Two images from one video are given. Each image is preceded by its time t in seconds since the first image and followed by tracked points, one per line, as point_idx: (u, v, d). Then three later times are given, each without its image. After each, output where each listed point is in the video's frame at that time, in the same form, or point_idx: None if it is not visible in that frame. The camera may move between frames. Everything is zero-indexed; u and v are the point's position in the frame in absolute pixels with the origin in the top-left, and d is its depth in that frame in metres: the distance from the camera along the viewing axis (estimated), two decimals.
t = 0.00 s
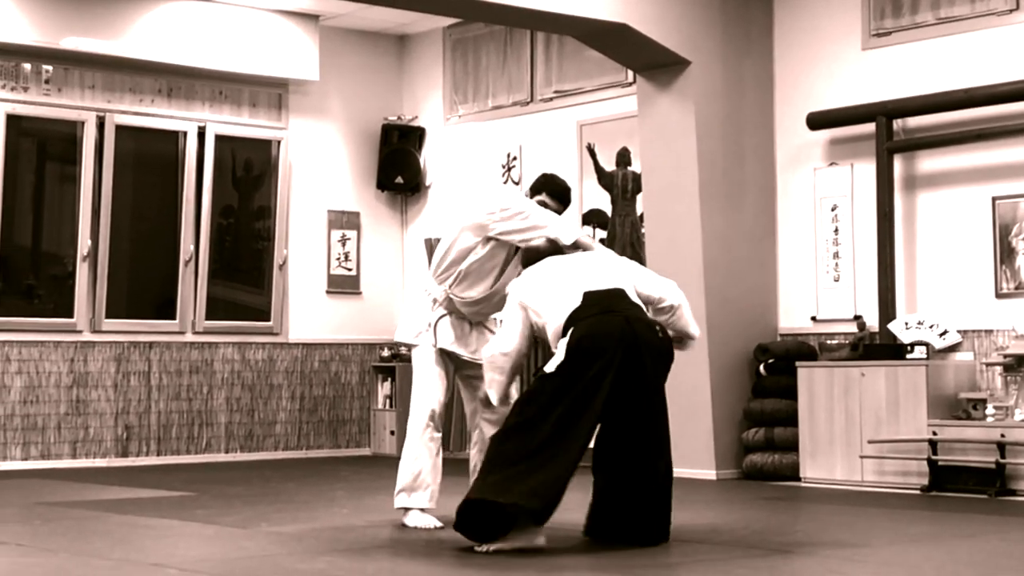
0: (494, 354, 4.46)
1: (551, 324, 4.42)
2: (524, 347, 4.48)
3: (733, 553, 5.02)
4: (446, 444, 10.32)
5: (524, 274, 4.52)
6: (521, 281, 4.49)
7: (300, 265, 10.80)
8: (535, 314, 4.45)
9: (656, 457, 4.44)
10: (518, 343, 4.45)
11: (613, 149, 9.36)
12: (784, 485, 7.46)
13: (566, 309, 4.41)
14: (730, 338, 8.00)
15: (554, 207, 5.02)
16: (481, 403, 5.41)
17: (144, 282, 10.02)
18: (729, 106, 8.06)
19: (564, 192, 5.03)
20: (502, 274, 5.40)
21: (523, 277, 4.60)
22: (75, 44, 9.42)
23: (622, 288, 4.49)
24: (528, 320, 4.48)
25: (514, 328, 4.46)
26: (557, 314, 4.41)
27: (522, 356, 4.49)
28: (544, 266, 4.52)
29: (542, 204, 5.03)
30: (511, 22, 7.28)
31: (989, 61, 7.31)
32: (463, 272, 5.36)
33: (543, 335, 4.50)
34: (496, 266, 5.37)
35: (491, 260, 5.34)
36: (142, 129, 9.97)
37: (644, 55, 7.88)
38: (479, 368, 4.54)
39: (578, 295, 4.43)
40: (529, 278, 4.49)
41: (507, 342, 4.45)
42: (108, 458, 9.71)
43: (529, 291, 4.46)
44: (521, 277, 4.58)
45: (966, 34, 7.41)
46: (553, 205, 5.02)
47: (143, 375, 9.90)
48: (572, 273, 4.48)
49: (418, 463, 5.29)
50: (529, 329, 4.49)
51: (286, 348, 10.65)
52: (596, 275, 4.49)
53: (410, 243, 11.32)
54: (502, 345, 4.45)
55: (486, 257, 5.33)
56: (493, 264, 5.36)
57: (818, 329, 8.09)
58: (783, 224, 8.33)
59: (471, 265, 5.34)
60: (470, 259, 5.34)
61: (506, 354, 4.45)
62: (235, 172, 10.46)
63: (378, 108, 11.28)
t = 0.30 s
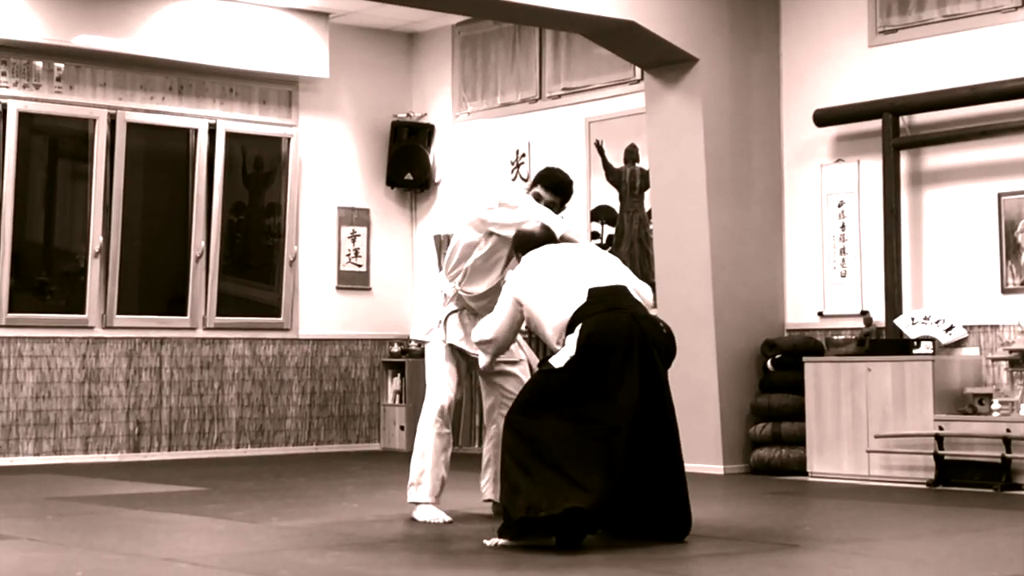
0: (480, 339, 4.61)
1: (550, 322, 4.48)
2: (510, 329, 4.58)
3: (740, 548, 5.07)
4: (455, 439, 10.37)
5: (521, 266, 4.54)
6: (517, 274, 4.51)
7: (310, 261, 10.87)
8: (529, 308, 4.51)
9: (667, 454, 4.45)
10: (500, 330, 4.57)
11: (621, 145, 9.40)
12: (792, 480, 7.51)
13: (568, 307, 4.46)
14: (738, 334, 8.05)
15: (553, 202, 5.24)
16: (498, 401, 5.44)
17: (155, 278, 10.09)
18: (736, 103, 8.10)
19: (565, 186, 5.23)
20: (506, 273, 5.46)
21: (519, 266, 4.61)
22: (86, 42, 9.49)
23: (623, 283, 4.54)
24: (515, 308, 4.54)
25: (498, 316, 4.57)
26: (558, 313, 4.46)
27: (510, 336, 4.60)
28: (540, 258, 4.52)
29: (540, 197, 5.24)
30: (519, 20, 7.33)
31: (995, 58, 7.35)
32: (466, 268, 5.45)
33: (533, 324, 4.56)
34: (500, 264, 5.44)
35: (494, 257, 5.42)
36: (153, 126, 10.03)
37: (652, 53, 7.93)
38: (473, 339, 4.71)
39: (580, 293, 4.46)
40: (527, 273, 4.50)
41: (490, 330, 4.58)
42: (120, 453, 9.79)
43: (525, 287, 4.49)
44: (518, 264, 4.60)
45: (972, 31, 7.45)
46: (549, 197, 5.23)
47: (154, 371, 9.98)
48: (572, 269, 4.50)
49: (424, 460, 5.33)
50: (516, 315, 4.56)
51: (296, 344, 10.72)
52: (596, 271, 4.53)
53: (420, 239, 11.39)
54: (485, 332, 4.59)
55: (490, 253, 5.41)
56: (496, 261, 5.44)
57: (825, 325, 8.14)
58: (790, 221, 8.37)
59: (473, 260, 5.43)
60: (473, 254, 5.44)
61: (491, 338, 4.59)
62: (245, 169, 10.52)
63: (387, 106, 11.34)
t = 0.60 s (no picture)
0: (488, 329, 4.74)
1: (558, 318, 4.55)
2: (518, 319, 4.71)
3: (748, 542, 5.13)
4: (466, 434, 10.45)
5: (526, 258, 4.62)
6: (524, 267, 4.60)
7: (320, 258, 10.94)
8: (536, 302, 4.59)
9: (674, 450, 4.51)
10: (507, 321, 4.69)
11: (630, 142, 9.45)
12: (799, 474, 7.56)
13: (576, 305, 4.52)
14: (746, 330, 8.10)
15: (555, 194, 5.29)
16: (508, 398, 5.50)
17: (167, 274, 10.17)
18: (744, 100, 8.15)
19: (563, 177, 5.28)
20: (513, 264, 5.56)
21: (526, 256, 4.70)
22: (98, 40, 9.55)
23: (632, 282, 4.60)
24: (521, 300, 4.66)
25: (504, 307, 4.70)
26: (566, 310, 4.53)
27: (517, 326, 4.73)
28: (544, 251, 4.60)
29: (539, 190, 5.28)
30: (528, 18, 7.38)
31: (1002, 55, 7.39)
32: (474, 267, 5.54)
33: (540, 318, 4.64)
34: (503, 260, 5.54)
35: (497, 254, 5.52)
36: (164, 123, 10.10)
37: (661, 50, 7.98)
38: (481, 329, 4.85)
39: (589, 291, 4.53)
40: (533, 266, 4.58)
41: (497, 322, 4.71)
42: (132, 448, 9.86)
43: (533, 281, 4.58)
44: (524, 255, 4.68)
45: (979, 28, 7.49)
46: (547, 189, 5.26)
47: (166, 367, 10.05)
48: (579, 265, 4.56)
49: (435, 457, 5.39)
50: (522, 306, 4.68)
51: (306, 339, 10.79)
52: (604, 268, 4.58)
53: (430, 235, 11.45)
54: (493, 322, 4.72)
55: (494, 250, 5.50)
56: (500, 258, 5.53)
57: (832, 320, 8.18)
58: (797, 217, 8.41)
59: (479, 258, 5.51)
60: (478, 253, 5.51)
61: (498, 327, 4.72)
62: (256, 166, 10.60)
63: (398, 103, 11.40)
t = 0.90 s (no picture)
0: (501, 325, 4.76)
1: (570, 313, 4.59)
2: (529, 314, 4.73)
3: (755, 535, 5.17)
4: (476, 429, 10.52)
5: (537, 252, 4.66)
6: (535, 262, 4.64)
7: (331, 253, 11.01)
8: (547, 297, 4.63)
9: (683, 446, 4.55)
10: (520, 315, 4.71)
11: (639, 138, 9.49)
12: (807, 468, 7.61)
13: (587, 299, 4.56)
14: (754, 325, 8.14)
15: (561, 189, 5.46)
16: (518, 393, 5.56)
17: (179, 269, 10.24)
18: (753, 97, 8.19)
19: (565, 169, 5.41)
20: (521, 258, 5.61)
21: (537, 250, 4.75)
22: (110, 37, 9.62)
23: (641, 276, 4.65)
24: (532, 295, 4.69)
25: (515, 302, 4.72)
26: (577, 304, 4.58)
27: (530, 321, 4.75)
28: (555, 246, 4.64)
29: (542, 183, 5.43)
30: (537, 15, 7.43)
31: (1010, 51, 7.42)
32: (482, 262, 5.57)
33: (552, 312, 4.68)
34: (511, 255, 5.58)
35: (505, 249, 5.56)
36: (177, 120, 10.18)
37: (670, 47, 8.03)
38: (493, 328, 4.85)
39: (599, 285, 4.57)
40: (544, 261, 4.61)
41: (508, 317, 4.73)
42: (145, 442, 9.94)
43: (543, 275, 4.61)
44: (533, 250, 4.72)
45: (986, 24, 7.53)
46: (551, 181, 5.42)
47: (178, 361, 10.12)
48: (590, 260, 4.60)
49: (444, 450, 5.44)
50: (533, 301, 4.71)
51: (318, 334, 10.87)
52: (614, 263, 4.63)
53: (440, 231, 11.52)
54: (506, 318, 4.74)
55: (501, 246, 5.55)
56: (508, 254, 5.57)
57: (840, 315, 8.23)
58: (806, 213, 8.45)
59: (487, 253, 5.55)
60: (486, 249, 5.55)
61: (511, 324, 4.74)
62: (268, 163, 10.67)
63: (408, 99, 11.46)
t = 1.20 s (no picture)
0: (511, 323, 4.76)
1: (580, 309, 4.63)
2: (540, 312, 4.74)
3: (764, 529, 5.23)
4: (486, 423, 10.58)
5: (547, 250, 4.70)
6: (545, 260, 4.67)
7: (342, 249, 11.07)
8: (558, 294, 4.66)
9: (693, 441, 4.61)
10: (530, 314, 4.72)
11: (648, 135, 9.54)
12: (815, 463, 7.65)
13: (597, 296, 4.61)
14: (763, 321, 8.19)
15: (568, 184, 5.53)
16: (524, 389, 5.61)
17: (190, 265, 10.31)
18: (761, 93, 8.23)
19: (573, 164, 5.47)
20: (529, 254, 5.66)
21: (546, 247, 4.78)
22: (123, 35, 9.67)
23: (651, 272, 4.69)
24: (543, 293, 4.70)
25: (526, 300, 4.73)
26: (587, 301, 4.62)
27: (540, 320, 4.75)
28: (565, 243, 4.68)
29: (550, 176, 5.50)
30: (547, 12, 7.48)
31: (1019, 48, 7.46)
32: (491, 257, 5.62)
33: (562, 309, 4.71)
34: (519, 250, 5.64)
35: (513, 244, 5.62)
36: (189, 116, 10.24)
37: (679, 44, 8.06)
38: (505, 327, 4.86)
39: (609, 282, 4.62)
40: (554, 258, 4.65)
41: (519, 315, 4.74)
42: (157, 437, 10.01)
43: (554, 273, 4.65)
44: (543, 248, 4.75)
45: (995, 21, 7.56)
46: (559, 177, 5.48)
47: (190, 357, 10.19)
48: (600, 256, 4.65)
49: (454, 444, 5.48)
50: (544, 299, 4.71)
51: (329, 330, 10.93)
52: (624, 260, 4.67)
53: (450, 227, 11.58)
54: (516, 317, 4.75)
55: (509, 241, 5.61)
56: (516, 249, 5.63)
57: (848, 311, 8.27)
58: (813, 209, 8.49)
59: (496, 249, 5.61)
60: (495, 244, 5.61)
61: (521, 323, 4.75)
62: (279, 159, 10.73)
63: (418, 96, 11.51)
